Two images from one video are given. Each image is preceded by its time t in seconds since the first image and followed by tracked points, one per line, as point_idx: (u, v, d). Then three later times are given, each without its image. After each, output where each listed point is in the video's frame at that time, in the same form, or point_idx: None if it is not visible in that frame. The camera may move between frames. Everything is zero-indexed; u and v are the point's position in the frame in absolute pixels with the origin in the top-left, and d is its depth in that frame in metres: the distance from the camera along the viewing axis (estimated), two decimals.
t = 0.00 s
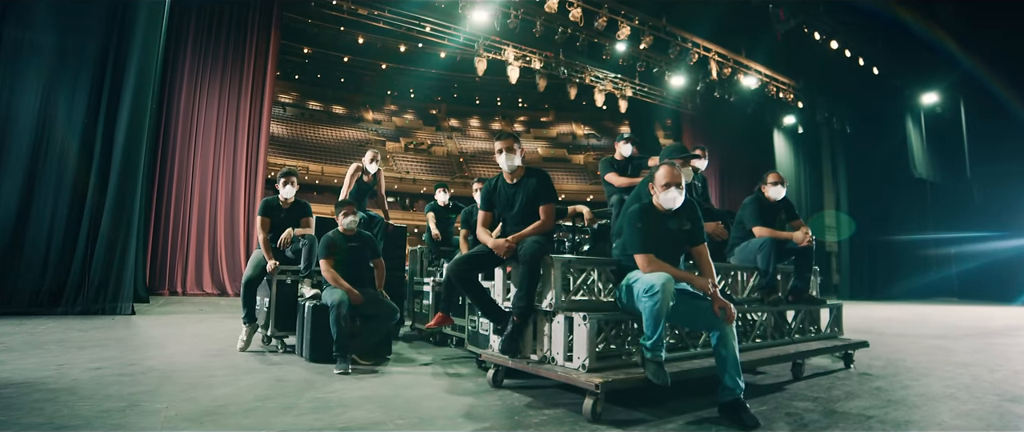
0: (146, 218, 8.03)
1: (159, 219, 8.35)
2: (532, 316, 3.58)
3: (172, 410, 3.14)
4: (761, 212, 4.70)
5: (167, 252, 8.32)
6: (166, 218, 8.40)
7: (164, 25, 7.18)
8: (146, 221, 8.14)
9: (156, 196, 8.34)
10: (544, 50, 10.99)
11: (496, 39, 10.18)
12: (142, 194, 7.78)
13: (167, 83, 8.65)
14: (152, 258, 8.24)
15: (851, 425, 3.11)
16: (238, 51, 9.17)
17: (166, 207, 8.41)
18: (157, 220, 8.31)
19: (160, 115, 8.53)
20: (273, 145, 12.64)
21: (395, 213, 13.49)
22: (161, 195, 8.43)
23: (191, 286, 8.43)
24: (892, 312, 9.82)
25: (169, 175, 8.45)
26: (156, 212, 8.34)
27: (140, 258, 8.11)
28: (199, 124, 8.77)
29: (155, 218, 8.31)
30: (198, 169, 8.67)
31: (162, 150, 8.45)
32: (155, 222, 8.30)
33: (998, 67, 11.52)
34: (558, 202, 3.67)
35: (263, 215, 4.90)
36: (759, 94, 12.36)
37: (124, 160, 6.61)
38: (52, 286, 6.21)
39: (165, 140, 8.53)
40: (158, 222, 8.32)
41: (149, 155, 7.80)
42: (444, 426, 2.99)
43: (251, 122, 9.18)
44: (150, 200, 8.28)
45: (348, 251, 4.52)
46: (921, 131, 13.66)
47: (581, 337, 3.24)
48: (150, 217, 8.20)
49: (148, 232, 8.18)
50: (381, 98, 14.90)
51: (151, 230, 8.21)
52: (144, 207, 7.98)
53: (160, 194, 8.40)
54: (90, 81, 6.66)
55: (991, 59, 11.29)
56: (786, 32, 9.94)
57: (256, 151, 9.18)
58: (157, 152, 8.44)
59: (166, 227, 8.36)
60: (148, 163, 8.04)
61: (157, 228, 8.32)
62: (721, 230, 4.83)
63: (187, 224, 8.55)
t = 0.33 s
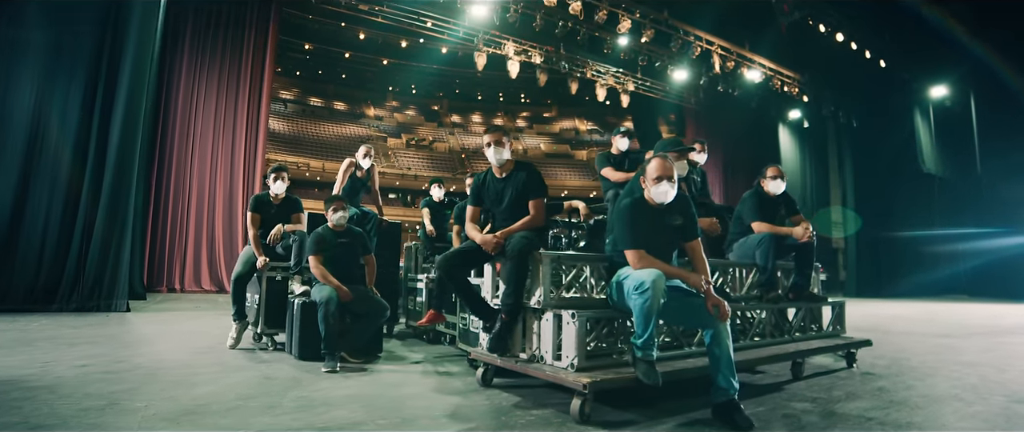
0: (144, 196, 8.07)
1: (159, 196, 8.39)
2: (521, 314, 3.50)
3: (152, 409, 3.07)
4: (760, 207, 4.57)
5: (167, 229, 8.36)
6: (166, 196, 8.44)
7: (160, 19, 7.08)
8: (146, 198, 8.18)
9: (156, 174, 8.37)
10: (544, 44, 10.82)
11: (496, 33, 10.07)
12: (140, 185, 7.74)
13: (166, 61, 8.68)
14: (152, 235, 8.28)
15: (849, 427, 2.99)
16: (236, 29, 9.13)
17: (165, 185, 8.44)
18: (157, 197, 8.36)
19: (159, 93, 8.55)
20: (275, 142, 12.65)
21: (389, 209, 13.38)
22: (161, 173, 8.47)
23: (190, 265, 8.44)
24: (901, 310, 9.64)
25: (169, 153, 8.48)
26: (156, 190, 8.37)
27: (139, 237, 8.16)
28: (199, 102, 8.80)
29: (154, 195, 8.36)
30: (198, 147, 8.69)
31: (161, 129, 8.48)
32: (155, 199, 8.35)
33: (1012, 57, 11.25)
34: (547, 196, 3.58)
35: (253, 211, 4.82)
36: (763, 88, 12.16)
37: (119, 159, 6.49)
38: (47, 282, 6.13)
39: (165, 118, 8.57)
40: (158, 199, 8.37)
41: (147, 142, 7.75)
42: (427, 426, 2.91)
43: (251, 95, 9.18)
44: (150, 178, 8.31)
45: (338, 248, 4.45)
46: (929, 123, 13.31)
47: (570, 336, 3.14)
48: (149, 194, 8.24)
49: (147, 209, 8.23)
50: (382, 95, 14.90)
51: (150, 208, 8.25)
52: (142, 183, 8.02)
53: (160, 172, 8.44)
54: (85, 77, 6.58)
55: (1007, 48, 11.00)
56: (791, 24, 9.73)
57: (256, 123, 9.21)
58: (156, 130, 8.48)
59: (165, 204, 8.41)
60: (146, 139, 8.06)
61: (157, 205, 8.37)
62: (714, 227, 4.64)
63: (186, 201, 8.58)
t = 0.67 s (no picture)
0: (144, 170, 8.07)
1: (159, 170, 8.39)
2: (509, 312, 3.41)
3: (130, 407, 3.00)
4: (758, 201, 4.44)
5: (167, 204, 8.37)
6: (165, 180, 8.43)
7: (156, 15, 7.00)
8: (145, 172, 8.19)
9: (156, 150, 8.37)
10: (544, 38, 10.66)
11: (496, 27, 9.97)
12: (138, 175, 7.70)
13: (166, 36, 8.64)
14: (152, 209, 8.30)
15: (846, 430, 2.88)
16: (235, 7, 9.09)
17: (165, 159, 8.43)
18: (157, 171, 8.36)
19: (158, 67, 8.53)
20: (275, 138, 12.64)
21: (383, 205, 13.08)
22: (161, 147, 8.47)
23: (190, 241, 8.46)
24: (909, 307, 9.45)
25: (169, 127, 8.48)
26: (156, 165, 8.37)
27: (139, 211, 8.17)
28: (200, 75, 8.81)
29: (154, 169, 8.35)
30: (198, 121, 8.71)
31: (161, 105, 8.48)
32: (155, 174, 8.35)
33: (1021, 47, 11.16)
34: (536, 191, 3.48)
35: (243, 207, 4.74)
36: (767, 82, 11.99)
37: (113, 157, 6.41)
38: (42, 281, 6.03)
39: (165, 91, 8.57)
40: (158, 173, 8.37)
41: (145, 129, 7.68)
42: (408, 427, 2.83)
43: (251, 66, 9.23)
44: (150, 152, 8.31)
45: (326, 244, 4.36)
46: (939, 118, 13.23)
47: (557, 334, 3.06)
48: (149, 168, 8.23)
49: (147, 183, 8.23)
50: (384, 91, 14.84)
51: (150, 181, 8.25)
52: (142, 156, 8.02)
53: (159, 146, 8.44)
54: (80, 73, 6.49)
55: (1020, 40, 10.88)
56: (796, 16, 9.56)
57: (256, 97, 9.27)
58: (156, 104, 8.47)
59: (165, 178, 8.41)
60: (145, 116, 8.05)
61: (157, 179, 8.37)
62: (711, 221, 4.36)
63: (186, 176, 8.58)
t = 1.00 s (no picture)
0: (144, 160, 8.07)
1: (159, 160, 8.39)
2: (496, 309, 3.32)
3: (108, 405, 2.94)
4: (758, 196, 4.30)
5: (168, 193, 8.37)
6: (164, 175, 8.41)
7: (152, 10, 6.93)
8: (145, 163, 8.18)
9: (156, 140, 8.36)
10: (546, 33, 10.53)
11: (497, 21, 9.85)
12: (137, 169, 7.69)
13: (166, 25, 8.62)
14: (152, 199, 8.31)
15: None
16: None
17: (165, 149, 8.42)
18: (157, 160, 8.35)
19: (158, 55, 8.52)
20: (277, 135, 12.61)
21: (380, 201, 12.88)
22: (161, 137, 8.47)
23: (190, 232, 8.46)
24: (919, 305, 9.25)
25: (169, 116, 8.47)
26: (156, 154, 8.37)
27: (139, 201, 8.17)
28: (200, 63, 8.78)
29: (154, 159, 8.35)
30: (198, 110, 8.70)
31: (161, 95, 8.46)
32: (155, 164, 8.36)
33: None
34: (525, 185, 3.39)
35: (233, 202, 4.68)
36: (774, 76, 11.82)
37: (110, 152, 6.36)
38: (38, 276, 5.99)
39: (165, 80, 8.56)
40: (158, 163, 8.37)
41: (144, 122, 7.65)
42: (388, 427, 2.74)
43: (251, 54, 9.20)
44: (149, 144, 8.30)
45: (314, 240, 4.27)
46: (950, 112, 12.95)
47: (543, 333, 2.97)
48: (149, 157, 8.23)
49: (147, 173, 8.23)
50: (387, 87, 14.76)
51: (150, 174, 8.24)
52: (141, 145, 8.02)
53: (160, 135, 8.44)
54: (76, 70, 6.44)
55: None
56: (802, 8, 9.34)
57: (256, 85, 9.24)
58: (156, 93, 8.47)
59: (165, 168, 8.41)
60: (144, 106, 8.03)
61: (156, 171, 8.37)
62: (706, 216, 4.14)
63: (186, 166, 8.56)
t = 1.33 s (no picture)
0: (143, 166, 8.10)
1: (159, 166, 8.43)
2: (483, 307, 3.23)
3: (86, 403, 2.89)
4: (758, 190, 4.17)
5: (167, 199, 8.39)
6: (165, 171, 8.44)
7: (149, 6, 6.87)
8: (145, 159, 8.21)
9: (156, 145, 8.41)
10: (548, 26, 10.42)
11: (499, 15, 9.73)
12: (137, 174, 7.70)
13: (164, 30, 8.63)
14: (153, 195, 8.35)
15: None
16: None
17: (165, 154, 8.45)
18: (157, 166, 8.39)
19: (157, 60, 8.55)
20: (282, 131, 12.60)
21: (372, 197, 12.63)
22: (161, 143, 8.50)
23: (190, 236, 8.44)
24: (931, 303, 9.04)
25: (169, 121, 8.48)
26: (156, 160, 8.40)
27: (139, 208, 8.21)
28: (199, 65, 8.76)
29: (155, 154, 8.38)
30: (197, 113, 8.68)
31: (161, 99, 8.49)
32: (155, 160, 8.39)
33: None
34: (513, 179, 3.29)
35: (224, 198, 4.62)
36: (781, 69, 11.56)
37: (108, 148, 6.34)
38: (36, 273, 5.99)
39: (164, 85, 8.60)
40: (158, 169, 8.41)
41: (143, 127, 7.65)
42: (367, 427, 2.66)
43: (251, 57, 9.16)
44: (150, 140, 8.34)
45: (304, 236, 4.19)
46: (964, 105, 12.53)
47: (530, 331, 2.87)
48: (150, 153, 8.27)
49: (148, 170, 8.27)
50: (391, 82, 14.70)
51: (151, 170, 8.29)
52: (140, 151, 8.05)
53: (160, 140, 8.49)
54: (73, 67, 6.40)
55: None
56: None
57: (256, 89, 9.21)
58: (156, 99, 8.52)
59: (165, 173, 8.43)
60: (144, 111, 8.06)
61: (157, 166, 8.41)
62: (702, 211, 4.02)
63: (186, 170, 8.56)
